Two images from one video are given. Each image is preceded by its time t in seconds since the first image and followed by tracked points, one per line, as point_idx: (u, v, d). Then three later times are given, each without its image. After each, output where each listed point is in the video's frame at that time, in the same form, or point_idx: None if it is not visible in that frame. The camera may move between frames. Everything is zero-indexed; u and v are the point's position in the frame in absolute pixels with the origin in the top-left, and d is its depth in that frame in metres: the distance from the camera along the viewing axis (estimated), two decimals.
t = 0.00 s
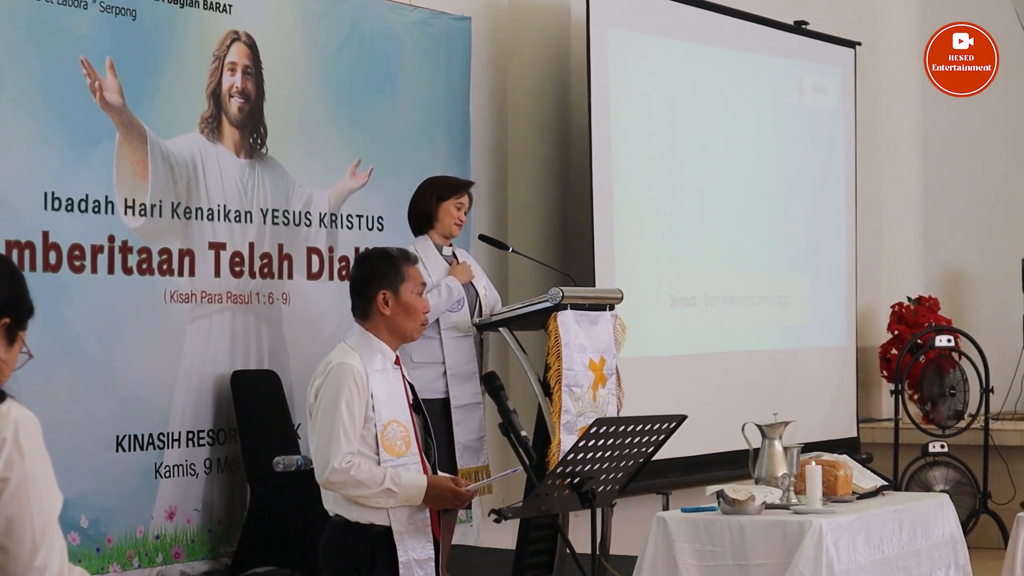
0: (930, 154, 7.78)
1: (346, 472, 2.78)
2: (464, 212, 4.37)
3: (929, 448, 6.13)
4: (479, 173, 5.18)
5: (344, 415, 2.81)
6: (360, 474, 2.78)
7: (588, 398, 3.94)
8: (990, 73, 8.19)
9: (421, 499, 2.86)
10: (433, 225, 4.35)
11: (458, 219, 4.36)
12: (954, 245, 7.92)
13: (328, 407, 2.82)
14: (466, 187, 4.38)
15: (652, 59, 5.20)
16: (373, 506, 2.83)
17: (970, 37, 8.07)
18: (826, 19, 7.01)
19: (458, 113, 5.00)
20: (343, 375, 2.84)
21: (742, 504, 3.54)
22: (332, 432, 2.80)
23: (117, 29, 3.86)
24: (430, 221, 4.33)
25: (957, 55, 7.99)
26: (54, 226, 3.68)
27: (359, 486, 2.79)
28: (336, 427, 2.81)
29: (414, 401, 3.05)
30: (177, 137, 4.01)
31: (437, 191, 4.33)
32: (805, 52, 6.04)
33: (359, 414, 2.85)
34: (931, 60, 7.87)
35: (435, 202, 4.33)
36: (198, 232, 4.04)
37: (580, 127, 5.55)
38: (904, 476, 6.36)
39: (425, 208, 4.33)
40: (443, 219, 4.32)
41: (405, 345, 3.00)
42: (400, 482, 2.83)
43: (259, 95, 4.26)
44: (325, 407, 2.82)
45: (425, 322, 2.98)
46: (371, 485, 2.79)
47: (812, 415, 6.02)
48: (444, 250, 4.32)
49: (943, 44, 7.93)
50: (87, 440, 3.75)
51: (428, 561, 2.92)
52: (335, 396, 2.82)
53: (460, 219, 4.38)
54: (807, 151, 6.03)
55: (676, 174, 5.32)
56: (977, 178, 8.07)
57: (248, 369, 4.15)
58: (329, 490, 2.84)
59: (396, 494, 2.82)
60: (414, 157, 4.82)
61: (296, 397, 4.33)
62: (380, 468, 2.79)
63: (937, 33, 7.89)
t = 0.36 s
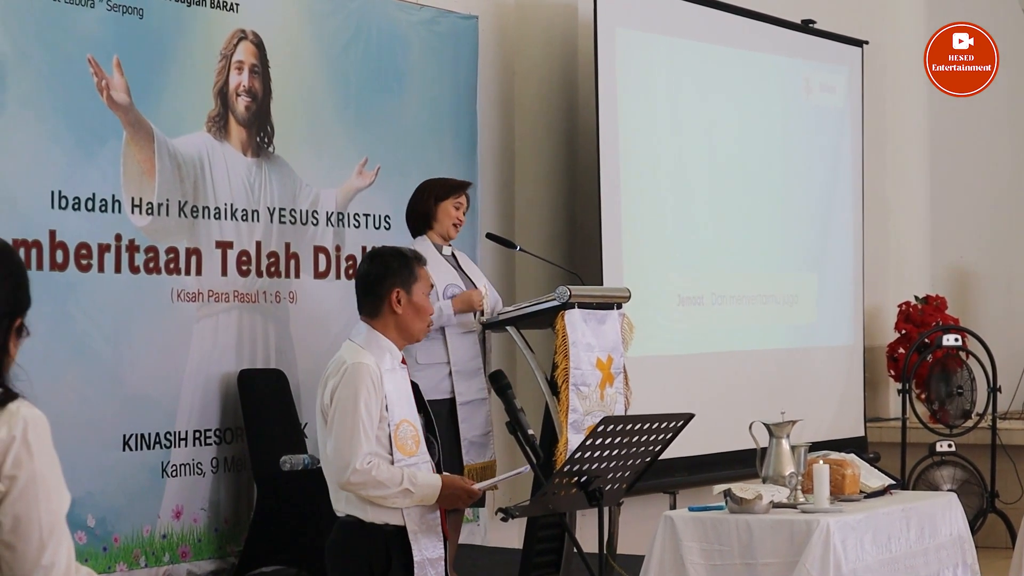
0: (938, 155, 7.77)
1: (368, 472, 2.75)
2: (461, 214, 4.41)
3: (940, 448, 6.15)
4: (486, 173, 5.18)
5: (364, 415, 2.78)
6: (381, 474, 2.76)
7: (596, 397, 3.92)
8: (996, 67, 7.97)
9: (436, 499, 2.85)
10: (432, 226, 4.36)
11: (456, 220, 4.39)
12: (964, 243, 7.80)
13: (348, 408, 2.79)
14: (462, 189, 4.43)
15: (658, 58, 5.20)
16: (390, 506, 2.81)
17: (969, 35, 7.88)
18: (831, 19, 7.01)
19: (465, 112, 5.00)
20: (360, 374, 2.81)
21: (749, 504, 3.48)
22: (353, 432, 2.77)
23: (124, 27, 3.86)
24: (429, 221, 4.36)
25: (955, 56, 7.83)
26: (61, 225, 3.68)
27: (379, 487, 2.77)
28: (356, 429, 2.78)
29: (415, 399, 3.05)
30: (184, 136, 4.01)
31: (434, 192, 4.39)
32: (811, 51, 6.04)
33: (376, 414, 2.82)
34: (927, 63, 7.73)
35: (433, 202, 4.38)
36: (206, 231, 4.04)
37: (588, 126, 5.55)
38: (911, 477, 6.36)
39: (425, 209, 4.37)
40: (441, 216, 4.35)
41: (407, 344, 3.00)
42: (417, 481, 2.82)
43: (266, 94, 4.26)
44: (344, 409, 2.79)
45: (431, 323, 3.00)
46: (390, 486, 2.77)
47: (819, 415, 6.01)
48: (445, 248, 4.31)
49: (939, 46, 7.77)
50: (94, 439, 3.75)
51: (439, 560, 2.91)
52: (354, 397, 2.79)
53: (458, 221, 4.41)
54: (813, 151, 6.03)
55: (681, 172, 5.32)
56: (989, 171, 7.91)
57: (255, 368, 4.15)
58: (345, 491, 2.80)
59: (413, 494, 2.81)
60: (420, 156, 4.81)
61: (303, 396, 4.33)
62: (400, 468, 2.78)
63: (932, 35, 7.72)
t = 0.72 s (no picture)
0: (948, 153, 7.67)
1: (383, 475, 2.75)
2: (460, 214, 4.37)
3: (944, 446, 6.13)
4: (492, 172, 5.18)
5: (378, 417, 2.77)
6: (395, 477, 2.76)
7: (602, 396, 3.91)
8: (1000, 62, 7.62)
9: (445, 499, 2.86)
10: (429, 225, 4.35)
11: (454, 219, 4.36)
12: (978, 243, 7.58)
13: (361, 411, 2.77)
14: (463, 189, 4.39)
15: (663, 56, 5.19)
16: (401, 507, 2.81)
17: (969, 35, 7.67)
18: (837, 18, 6.99)
19: (471, 111, 5.00)
20: (372, 376, 2.80)
21: (755, 503, 3.46)
22: (368, 435, 2.75)
23: (130, 27, 3.86)
24: (426, 220, 4.35)
25: (954, 56, 7.62)
26: (66, 225, 3.69)
27: (392, 489, 2.76)
28: (370, 431, 2.76)
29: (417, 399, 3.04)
30: (190, 136, 4.01)
31: (433, 191, 4.36)
32: (817, 49, 6.02)
33: (387, 415, 2.81)
34: (926, 63, 7.64)
35: (431, 202, 4.36)
36: (211, 231, 4.04)
37: (594, 125, 5.54)
38: (918, 476, 6.35)
39: (422, 208, 4.35)
40: (438, 216, 4.33)
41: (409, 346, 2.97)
42: (428, 483, 2.82)
43: (272, 93, 4.26)
44: (357, 412, 2.77)
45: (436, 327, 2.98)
46: (403, 488, 2.77)
47: (825, 414, 6.01)
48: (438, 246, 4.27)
49: (938, 47, 7.65)
50: (100, 438, 3.76)
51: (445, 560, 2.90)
52: (367, 399, 2.77)
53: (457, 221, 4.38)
54: (819, 150, 6.01)
55: (687, 170, 5.31)
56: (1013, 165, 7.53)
57: (261, 367, 4.15)
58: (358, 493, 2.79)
59: (424, 495, 2.82)
60: (425, 155, 4.81)
61: (309, 395, 4.33)
62: (413, 470, 2.78)
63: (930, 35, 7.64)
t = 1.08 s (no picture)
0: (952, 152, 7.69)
1: (389, 478, 2.75)
2: (440, 208, 4.73)
3: (949, 446, 6.12)
4: (495, 171, 5.18)
5: (383, 420, 2.76)
6: (401, 479, 2.76)
7: (605, 396, 3.90)
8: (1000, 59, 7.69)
9: (449, 499, 2.87)
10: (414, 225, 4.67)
11: (435, 215, 4.70)
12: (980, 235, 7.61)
13: (366, 414, 2.76)
14: (438, 185, 4.75)
15: (667, 55, 5.19)
16: (406, 509, 2.82)
17: (969, 35, 7.69)
18: (841, 18, 6.99)
19: (475, 111, 5.00)
20: (375, 378, 2.78)
21: (760, 502, 3.46)
22: (373, 438, 2.75)
23: (134, 26, 3.86)
24: (409, 221, 4.67)
25: (955, 56, 7.66)
26: (71, 224, 3.69)
27: (398, 491, 2.77)
28: (376, 434, 2.75)
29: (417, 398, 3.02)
30: (194, 135, 4.01)
31: (411, 192, 4.68)
32: (823, 48, 6.02)
33: (391, 417, 2.81)
34: (926, 63, 7.64)
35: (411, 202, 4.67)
36: (216, 230, 4.04)
37: (598, 124, 5.53)
38: (922, 476, 6.34)
39: (403, 210, 4.66)
40: (420, 216, 4.67)
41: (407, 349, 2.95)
42: (433, 484, 2.83)
43: (276, 92, 4.26)
44: (362, 415, 2.76)
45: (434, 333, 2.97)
46: (409, 489, 2.78)
47: (830, 413, 6.00)
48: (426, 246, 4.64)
49: (939, 46, 7.64)
50: (105, 437, 3.76)
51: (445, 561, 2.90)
52: (372, 402, 2.76)
53: (439, 215, 4.73)
54: (823, 149, 6.01)
55: (691, 169, 5.31)
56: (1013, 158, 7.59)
57: (264, 366, 4.14)
58: (363, 497, 2.79)
59: (429, 496, 2.82)
60: (430, 154, 4.81)
61: (313, 394, 4.33)
62: (418, 472, 2.78)
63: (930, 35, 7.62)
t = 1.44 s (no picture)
0: (956, 153, 7.65)
1: (380, 479, 2.74)
2: (423, 207, 4.67)
3: (952, 445, 6.12)
4: (499, 171, 5.17)
5: (374, 421, 2.76)
6: (393, 480, 2.75)
7: (609, 394, 3.89)
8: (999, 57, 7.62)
9: (445, 501, 2.85)
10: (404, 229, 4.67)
11: (419, 214, 4.66)
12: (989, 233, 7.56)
13: (357, 414, 2.75)
14: (417, 183, 4.68)
15: (670, 53, 5.18)
16: (401, 510, 2.80)
17: (969, 35, 7.62)
18: (842, 17, 6.98)
19: (479, 110, 4.99)
20: (367, 379, 2.78)
21: (763, 501, 3.45)
22: (364, 438, 2.74)
23: (138, 24, 3.86)
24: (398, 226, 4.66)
25: (954, 56, 7.60)
26: (74, 222, 3.68)
27: (391, 493, 2.75)
28: (367, 434, 2.75)
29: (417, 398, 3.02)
30: (197, 133, 4.01)
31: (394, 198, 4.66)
32: (826, 47, 6.01)
33: (384, 418, 2.80)
34: (926, 63, 7.63)
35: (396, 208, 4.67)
36: (219, 228, 4.04)
37: (601, 123, 5.53)
38: (926, 474, 6.33)
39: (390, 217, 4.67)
40: (404, 219, 4.64)
41: (408, 356, 2.95)
42: (427, 485, 2.81)
43: (279, 91, 4.26)
44: (353, 415, 2.76)
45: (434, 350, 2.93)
46: (402, 491, 2.76)
47: (833, 412, 6.00)
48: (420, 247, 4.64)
49: (938, 46, 7.61)
50: (108, 436, 3.76)
51: (440, 562, 2.90)
52: (363, 403, 2.75)
53: (423, 213, 4.67)
54: (826, 148, 6.00)
55: (695, 169, 5.31)
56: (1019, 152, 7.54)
57: (268, 365, 4.14)
58: (357, 498, 2.79)
59: (424, 498, 2.81)
60: (433, 153, 4.81)
61: (316, 393, 4.33)
62: (411, 473, 2.76)
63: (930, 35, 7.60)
